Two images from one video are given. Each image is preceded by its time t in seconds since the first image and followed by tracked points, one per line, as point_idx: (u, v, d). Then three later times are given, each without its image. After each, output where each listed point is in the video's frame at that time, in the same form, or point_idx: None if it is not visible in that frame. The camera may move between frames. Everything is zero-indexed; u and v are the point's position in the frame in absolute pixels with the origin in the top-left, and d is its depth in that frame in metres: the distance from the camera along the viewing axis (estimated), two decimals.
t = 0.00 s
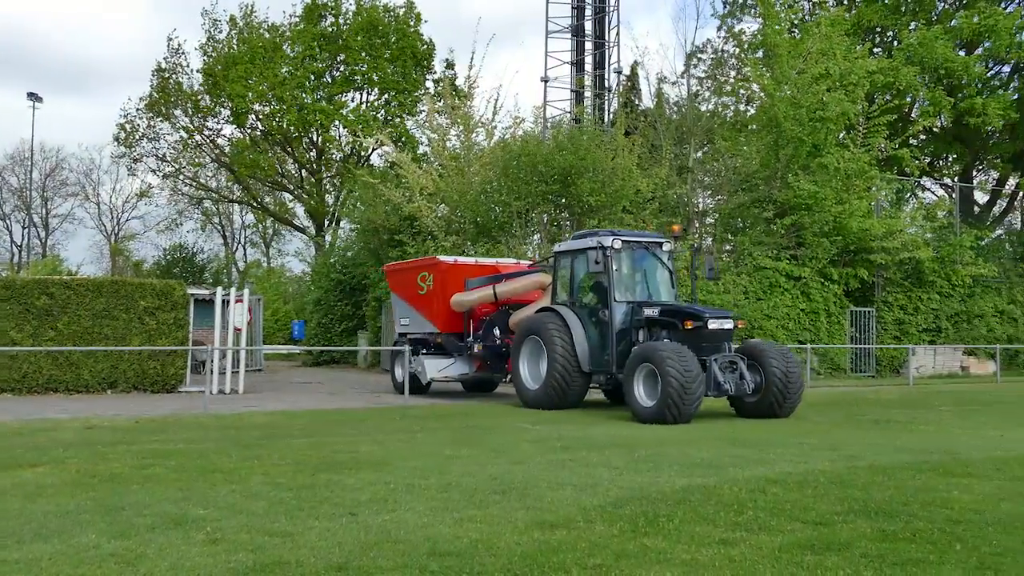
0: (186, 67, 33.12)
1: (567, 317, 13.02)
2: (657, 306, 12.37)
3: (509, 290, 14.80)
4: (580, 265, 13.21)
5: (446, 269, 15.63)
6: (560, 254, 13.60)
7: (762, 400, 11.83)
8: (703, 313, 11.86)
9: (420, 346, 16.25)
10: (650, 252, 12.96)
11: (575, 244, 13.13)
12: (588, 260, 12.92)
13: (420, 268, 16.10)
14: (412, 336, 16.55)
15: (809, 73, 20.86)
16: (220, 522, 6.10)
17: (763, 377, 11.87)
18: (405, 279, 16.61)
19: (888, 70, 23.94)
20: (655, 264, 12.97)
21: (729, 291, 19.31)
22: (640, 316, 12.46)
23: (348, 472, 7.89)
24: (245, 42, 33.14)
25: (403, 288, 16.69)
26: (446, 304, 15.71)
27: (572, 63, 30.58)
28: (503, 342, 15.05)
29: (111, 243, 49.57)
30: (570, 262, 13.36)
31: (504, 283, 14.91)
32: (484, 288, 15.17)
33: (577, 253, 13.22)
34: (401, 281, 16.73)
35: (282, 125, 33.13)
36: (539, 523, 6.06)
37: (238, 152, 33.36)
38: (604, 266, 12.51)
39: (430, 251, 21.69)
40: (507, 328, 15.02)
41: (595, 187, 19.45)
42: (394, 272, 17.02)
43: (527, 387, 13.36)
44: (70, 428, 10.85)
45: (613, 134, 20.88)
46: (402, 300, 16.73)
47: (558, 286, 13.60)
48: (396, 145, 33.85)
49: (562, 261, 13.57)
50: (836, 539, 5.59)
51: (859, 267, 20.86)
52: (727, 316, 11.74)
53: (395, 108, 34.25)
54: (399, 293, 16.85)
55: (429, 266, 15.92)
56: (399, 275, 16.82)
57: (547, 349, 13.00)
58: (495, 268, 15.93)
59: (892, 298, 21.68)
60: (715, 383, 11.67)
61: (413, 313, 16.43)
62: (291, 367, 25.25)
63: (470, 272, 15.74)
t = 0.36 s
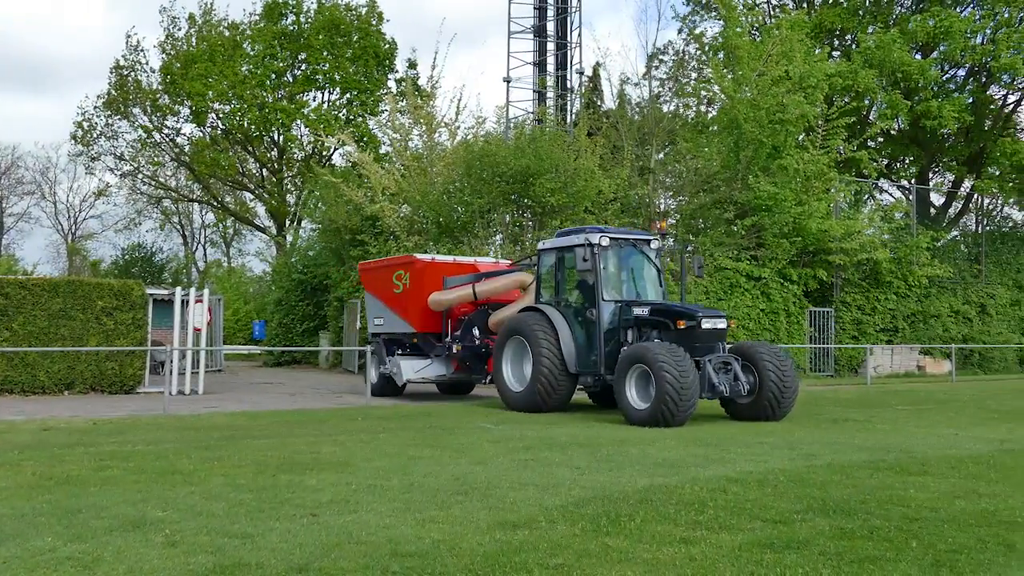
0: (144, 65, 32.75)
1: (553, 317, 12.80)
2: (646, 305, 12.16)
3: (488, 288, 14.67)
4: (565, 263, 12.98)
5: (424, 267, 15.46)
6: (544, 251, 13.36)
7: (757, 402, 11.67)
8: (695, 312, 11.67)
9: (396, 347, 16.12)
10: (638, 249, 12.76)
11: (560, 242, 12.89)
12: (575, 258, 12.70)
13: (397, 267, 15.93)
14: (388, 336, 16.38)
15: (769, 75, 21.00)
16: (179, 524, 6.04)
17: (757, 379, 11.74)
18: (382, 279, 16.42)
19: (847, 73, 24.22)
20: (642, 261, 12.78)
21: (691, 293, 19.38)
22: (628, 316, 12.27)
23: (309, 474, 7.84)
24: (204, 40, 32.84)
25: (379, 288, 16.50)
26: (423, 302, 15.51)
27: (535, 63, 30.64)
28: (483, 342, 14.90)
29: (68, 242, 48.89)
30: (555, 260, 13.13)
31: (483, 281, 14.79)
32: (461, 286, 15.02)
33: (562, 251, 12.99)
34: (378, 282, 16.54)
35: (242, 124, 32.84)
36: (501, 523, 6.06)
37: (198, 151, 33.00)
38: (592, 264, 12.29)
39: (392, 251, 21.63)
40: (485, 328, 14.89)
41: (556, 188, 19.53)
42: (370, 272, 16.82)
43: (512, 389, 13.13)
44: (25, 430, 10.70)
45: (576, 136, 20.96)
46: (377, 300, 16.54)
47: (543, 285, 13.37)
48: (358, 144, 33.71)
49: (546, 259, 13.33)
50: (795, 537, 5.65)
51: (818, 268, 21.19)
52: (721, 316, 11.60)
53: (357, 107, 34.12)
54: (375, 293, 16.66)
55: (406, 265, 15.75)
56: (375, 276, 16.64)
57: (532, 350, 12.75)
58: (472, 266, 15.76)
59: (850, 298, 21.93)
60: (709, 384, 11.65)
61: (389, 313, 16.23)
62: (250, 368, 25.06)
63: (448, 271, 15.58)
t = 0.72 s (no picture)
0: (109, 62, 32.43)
1: (547, 316, 12.40)
2: (644, 304, 11.76)
3: (474, 287, 14.39)
4: (559, 260, 12.58)
5: (407, 266, 15.13)
6: (537, 248, 12.96)
7: (760, 404, 11.25)
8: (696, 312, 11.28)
9: (376, 348, 15.79)
10: (635, 246, 12.37)
11: (555, 238, 12.48)
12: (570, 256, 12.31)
13: (379, 266, 15.59)
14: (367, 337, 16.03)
15: (737, 76, 20.97)
16: (143, 526, 5.98)
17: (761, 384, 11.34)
18: (363, 279, 16.06)
19: (813, 75, 24.45)
20: (639, 259, 12.39)
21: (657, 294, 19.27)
22: (625, 315, 11.86)
23: (276, 475, 7.79)
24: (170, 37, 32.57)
25: (360, 288, 16.15)
26: (406, 302, 15.17)
27: (503, 63, 30.69)
28: (470, 343, 14.62)
29: (31, 241, 48.32)
30: (548, 258, 12.74)
31: (468, 280, 14.49)
32: (446, 285, 14.71)
33: (556, 248, 12.58)
34: (358, 282, 16.18)
35: (209, 123, 32.58)
36: (469, 523, 6.06)
37: (163, 150, 32.65)
38: (588, 262, 11.89)
39: (360, 251, 21.57)
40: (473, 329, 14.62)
41: (524, 187, 19.67)
42: (349, 271, 16.45)
43: (502, 391, 12.73)
44: None
45: (544, 137, 21.06)
46: (358, 300, 16.18)
47: (536, 283, 12.97)
48: (326, 144, 33.60)
49: (539, 256, 12.93)
50: (761, 536, 5.69)
51: (784, 268, 21.38)
52: (722, 315, 11.18)
53: (324, 107, 34.02)
54: (353, 292, 16.29)
55: (388, 263, 15.41)
56: (356, 276, 16.27)
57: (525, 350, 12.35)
58: (456, 264, 15.46)
59: (815, 298, 22.16)
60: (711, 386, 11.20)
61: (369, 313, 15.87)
62: (216, 368, 24.89)
63: (431, 269, 15.26)
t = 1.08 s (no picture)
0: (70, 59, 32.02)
1: (541, 315, 12.16)
2: (641, 303, 11.54)
3: (461, 287, 14.29)
4: (551, 258, 12.39)
5: (389, 264, 14.85)
6: (528, 246, 12.73)
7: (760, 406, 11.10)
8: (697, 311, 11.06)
9: (356, 349, 15.55)
10: (630, 244, 12.20)
11: (549, 236, 12.29)
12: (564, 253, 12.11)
13: (360, 265, 15.31)
14: (348, 338, 15.79)
15: (702, 78, 21.12)
16: (105, 528, 5.92)
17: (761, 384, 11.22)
18: (342, 278, 15.77)
19: (778, 76, 24.64)
20: (632, 257, 12.22)
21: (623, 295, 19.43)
22: (621, 314, 11.63)
23: (240, 476, 7.74)
24: (134, 34, 32.24)
25: (339, 287, 15.85)
26: (389, 301, 14.93)
27: (470, 63, 30.66)
28: (456, 344, 14.42)
29: None
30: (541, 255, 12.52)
31: (455, 279, 14.36)
32: (432, 283, 14.56)
33: (549, 246, 12.38)
34: (337, 281, 15.88)
35: (173, 121, 32.25)
36: (435, 523, 6.05)
37: (127, 148, 32.29)
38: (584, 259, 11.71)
39: (326, 251, 21.48)
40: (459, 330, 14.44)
41: (491, 187, 19.70)
42: (327, 270, 16.14)
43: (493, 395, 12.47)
44: None
45: (512, 137, 21.09)
46: (337, 299, 15.90)
47: (527, 282, 12.74)
48: (292, 143, 33.39)
49: (530, 254, 12.71)
50: (725, 534, 5.73)
51: (749, 268, 21.55)
52: (723, 313, 10.97)
53: (291, 105, 33.85)
54: (332, 292, 16.05)
55: (369, 261, 15.16)
56: (335, 275, 15.97)
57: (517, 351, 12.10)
58: (439, 262, 15.24)
59: (780, 298, 22.36)
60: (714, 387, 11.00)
61: (350, 313, 15.60)
62: (180, 369, 24.70)
63: (414, 267, 15.02)
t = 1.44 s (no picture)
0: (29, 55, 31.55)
1: (534, 314, 11.89)
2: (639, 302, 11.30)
3: (445, 285, 14.20)
4: (544, 255, 12.13)
5: (368, 263, 14.62)
6: (520, 243, 12.48)
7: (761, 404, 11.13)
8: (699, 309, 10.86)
9: (335, 349, 15.32)
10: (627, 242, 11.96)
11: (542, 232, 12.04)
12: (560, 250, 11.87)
13: (338, 263, 15.07)
14: (327, 337, 15.57)
15: (667, 79, 20.92)
16: (64, 531, 5.84)
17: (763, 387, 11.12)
18: (318, 275, 15.52)
19: (742, 77, 24.81)
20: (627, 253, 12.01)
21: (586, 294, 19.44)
22: (618, 313, 11.40)
23: (202, 477, 7.66)
24: (94, 30, 31.85)
25: (316, 285, 15.61)
26: (370, 301, 14.76)
27: (435, 63, 30.60)
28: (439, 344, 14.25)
29: None
30: (533, 252, 12.26)
31: (438, 277, 14.27)
32: (414, 281, 14.43)
33: (541, 242, 12.13)
34: (314, 278, 15.63)
35: (134, 118, 31.90)
36: (399, 524, 6.02)
37: (87, 145, 31.91)
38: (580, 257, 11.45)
39: (290, 251, 21.34)
40: (444, 328, 14.28)
41: (457, 187, 19.65)
42: (303, 266, 15.89)
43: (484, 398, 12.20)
44: None
45: (477, 137, 21.06)
46: (314, 298, 15.68)
47: (518, 280, 12.48)
48: (255, 142, 33.11)
49: (522, 251, 12.45)
50: (689, 533, 5.75)
51: (713, 268, 21.65)
52: (726, 312, 10.78)
53: (254, 103, 33.65)
54: (309, 291, 15.80)
55: (348, 260, 14.93)
56: (311, 271, 15.73)
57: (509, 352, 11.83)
58: (421, 259, 15.08)
59: (743, 298, 22.51)
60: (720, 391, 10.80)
61: (328, 312, 15.38)
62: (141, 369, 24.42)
63: (394, 265, 14.82)
